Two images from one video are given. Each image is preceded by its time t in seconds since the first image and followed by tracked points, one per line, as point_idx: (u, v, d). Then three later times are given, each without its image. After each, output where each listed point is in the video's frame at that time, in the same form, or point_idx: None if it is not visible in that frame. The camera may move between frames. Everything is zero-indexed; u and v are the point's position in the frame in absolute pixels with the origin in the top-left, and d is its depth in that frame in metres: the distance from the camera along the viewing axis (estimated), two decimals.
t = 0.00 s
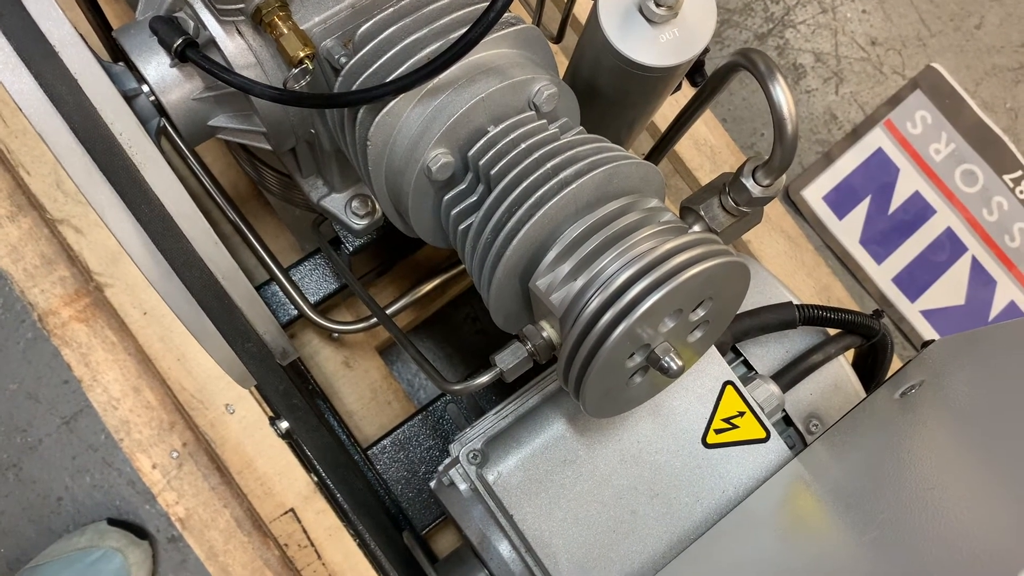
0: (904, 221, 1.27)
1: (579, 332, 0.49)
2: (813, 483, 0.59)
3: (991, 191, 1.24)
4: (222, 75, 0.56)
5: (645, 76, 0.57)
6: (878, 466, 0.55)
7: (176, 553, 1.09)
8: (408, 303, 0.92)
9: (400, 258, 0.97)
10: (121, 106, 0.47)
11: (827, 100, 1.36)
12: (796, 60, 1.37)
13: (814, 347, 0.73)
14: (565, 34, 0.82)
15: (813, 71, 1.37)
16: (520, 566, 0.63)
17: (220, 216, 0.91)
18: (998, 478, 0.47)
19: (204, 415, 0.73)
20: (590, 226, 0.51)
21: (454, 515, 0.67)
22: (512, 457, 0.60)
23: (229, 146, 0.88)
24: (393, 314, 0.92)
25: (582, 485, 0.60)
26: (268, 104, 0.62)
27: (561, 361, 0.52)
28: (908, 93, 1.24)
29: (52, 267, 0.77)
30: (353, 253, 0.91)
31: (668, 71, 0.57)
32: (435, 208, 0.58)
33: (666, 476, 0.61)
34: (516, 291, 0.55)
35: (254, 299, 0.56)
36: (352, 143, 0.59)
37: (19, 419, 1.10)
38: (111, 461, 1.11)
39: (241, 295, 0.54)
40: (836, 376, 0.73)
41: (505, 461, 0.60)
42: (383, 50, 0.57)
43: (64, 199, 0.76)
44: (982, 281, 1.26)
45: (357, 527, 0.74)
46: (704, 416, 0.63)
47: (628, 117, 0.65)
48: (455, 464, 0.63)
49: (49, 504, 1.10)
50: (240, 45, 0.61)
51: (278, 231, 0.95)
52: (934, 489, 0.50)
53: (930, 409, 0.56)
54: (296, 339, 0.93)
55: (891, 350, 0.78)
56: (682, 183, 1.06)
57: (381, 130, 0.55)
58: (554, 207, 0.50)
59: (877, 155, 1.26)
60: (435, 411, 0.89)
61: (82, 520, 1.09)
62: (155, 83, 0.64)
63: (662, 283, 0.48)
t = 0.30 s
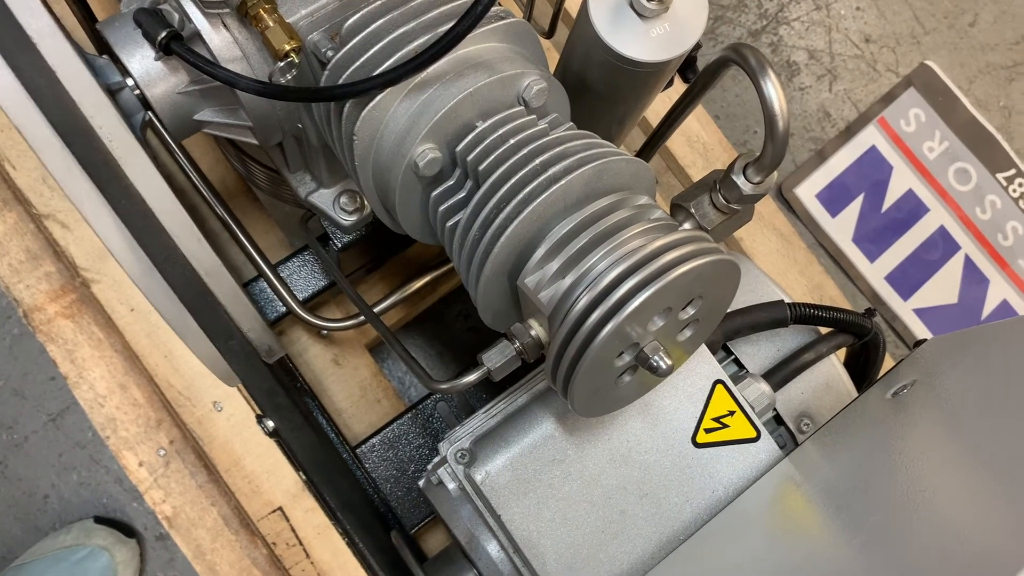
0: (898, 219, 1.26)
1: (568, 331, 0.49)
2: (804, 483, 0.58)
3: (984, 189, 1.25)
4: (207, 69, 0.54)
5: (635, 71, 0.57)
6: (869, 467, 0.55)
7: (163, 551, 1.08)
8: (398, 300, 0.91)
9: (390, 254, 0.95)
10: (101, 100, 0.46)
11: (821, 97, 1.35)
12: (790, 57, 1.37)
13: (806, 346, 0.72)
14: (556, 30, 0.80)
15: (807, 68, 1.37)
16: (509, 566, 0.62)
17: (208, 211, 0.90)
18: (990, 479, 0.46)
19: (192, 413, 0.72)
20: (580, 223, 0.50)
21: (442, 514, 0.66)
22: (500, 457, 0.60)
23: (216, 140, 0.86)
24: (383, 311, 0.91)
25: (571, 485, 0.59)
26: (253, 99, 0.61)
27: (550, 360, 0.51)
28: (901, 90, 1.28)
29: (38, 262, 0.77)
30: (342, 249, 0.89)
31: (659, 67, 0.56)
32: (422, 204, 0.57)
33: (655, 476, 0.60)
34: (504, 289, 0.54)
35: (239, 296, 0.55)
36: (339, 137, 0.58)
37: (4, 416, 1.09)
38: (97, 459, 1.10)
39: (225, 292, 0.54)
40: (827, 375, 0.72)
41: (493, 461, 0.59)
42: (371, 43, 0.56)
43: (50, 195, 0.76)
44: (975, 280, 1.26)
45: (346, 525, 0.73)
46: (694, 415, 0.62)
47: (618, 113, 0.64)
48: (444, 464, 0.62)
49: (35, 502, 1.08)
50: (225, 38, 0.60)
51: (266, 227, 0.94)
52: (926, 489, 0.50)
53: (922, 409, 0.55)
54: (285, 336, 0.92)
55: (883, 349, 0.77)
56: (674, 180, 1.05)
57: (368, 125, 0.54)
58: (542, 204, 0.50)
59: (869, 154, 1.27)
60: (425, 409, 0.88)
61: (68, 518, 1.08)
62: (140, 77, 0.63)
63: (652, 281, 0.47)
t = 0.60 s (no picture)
0: (890, 213, 1.26)
1: (549, 324, 0.48)
2: (791, 477, 0.58)
3: (976, 183, 1.23)
4: (185, 59, 0.53)
5: (621, 60, 0.56)
6: (857, 460, 0.54)
7: (150, 550, 1.07)
8: (384, 295, 0.90)
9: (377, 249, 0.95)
10: (71, 89, 0.44)
11: (813, 90, 1.34)
12: (782, 50, 1.36)
13: (795, 340, 0.72)
14: (541, 20, 0.79)
15: (799, 61, 1.36)
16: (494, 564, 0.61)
17: (191, 206, 0.88)
18: (979, 472, 0.46)
19: (176, 410, 0.71)
20: (561, 215, 0.49)
21: (427, 511, 0.66)
22: (484, 453, 0.59)
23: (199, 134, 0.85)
24: (369, 306, 0.90)
25: (556, 481, 0.58)
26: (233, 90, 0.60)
27: (531, 353, 0.50)
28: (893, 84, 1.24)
29: (20, 258, 0.76)
30: (326, 244, 0.89)
31: (643, 56, 0.55)
32: (403, 196, 0.56)
33: (641, 471, 0.60)
34: (486, 281, 0.53)
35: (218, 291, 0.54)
36: (319, 128, 0.57)
37: None
38: (83, 457, 1.09)
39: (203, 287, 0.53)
40: (816, 369, 0.71)
41: (476, 457, 0.59)
42: (351, 32, 0.55)
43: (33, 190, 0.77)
44: (968, 274, 1.25)
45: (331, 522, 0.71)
46: (680, 410, 0.62)
47: (604, 104, 0.63)
48: (428, 460, 0.61)
49: (19, 500, 1.07)
50: (204, 28, 0.59)
51: (251, 222, 0.93)
52: (914, 483, 0.49)
53: (911, 402, 0.54)
54: (270, 332, 0.91)
55: (873, 343, 0.77)
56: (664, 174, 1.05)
57: (347, 116, 0.53)
58: (524, 194, 0.49)
59: (862, 147, 1.26)
60: (411, 406, 0.87)
61: (53, 517, 1.06)
62: (117, 68, 0.61)
63: (634, 273, 0.46)
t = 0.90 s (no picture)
0: (888, 204, 1.25)
1: (537, 311, 0.47)
2: (786, 465, 0.57)
3: (975, 172, 1.24)
4: (168, 48, 0.52)
5: (611, 45, 0.55)
6: (852, 447, 0.54)
7: (145, 548, 1.06)
8: (378, 289, 0.89)
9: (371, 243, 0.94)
10: (50, 78, 0.43)
11: (810, 81, 1.33)
12: (778, 41, 1.35)
13: (790, 329, 0.71)
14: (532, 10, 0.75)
15: (795, 52, 1.35)
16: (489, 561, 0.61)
17: (184, 202, 0.88)
18: (976, 458, 0.45)
19: (170, 407, 0.70)
20: (549, 201, 0.49)
21: (420, 507, 0.64)
22: (475, 445, 0.58)
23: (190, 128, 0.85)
24: (363, 301, 0.90)
25: (548, 473, 0.58)
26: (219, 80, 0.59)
27: (520, 342, 0.50)
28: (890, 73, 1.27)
29: (9, 256, 0.73)
30: (318, 238, 0.88)
31: (632, 40, 0.54)
32: (390, 185, 0.56)
33: (634, 462, 0.59)
34: (474, 270, 0.53)
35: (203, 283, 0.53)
36: (304, 118, 0.56)
37: None
38: (77, 455, 1.08)
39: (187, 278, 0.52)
40: (812, 358, 0.71)
41: (467, 449, 0.58)
42: (336, 19, 0.54)
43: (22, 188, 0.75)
44: (967, 264, 1.24)
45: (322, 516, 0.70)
46: (674, 400, 0.61)
47: (594, 91, 0.63)
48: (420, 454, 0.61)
49: (14, 499, 1.06)
50: (189, 18, 0.58)
51: (244, 217, 0.92)
52: (909, 469, 0.48)
53: (906, 388, 0.54)
54: (264, 328, 0.90)
55: (869, 331, 0.76)
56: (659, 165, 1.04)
57: (332, 104, 0.52)
58: (510, 181, 0.48)
59: (859, 138, 1.26)
60: (406, 401, 0.86)
61: (48, 516, 1.06)
62: (101, 60, 0.60)
63: (622, 258, 0.45)
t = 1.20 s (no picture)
0: (892, 198, 1.24)
1: (533, 305, 0.47)
2: (788, 460, 0.56)
3: (980, 166, 1.23)
4: (161, 45, 0.52)
5: (608, 38, 0.55)
6: (855, 441, 0.53)
7: (148, 550, 1.06)
8: (378, 288, 0.89)
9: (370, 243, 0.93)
10: (40, 72, 0.43)
11: (812, 76, 1.33)
12: (779, 36, 1.34)
13: (792, 323, 0.70)
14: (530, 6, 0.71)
15: (797, 47, 1.34)
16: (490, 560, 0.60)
17: (183, 201, 0.87)
18: (978, 449, 0.45)
19: (170, 407, 0.68)
20: (544, 194, 0.48)
21: (421, 505, 0.64)
22: (474, 442, 0.58)
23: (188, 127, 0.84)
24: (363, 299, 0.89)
25: (547, 469, 0.57)
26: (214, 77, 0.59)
27: (517, 337, 0.49)
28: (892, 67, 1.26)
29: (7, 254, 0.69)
30: (316, 237, 0.87)
31: (629, 32, 0.54)
32: (386, 181, 0.55)
33: (635, 458, 0.58)
34: (470, 264, 0.52)
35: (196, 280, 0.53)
36: (298, 113, 0.55)
37: None
38: (79, 457, 1.08)
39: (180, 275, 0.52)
40: (815, 353, 0.70)
41: (466, 446, 0.58)
42: (329, 14, 0.53)
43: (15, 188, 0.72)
44: (973, 259, 1.23)
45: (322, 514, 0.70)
46: (674, 395, 0.61)
47: (591, 85, 0.62)
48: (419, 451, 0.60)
49: (16, 502, 1.07)
50: (183, 15, 0.58)
51: (243, 216, 0.92)
52: (912, 462, 0.48)
53: (910, 381, 0.53)
54: (264, 328, 0.90)
55: (872, 325, 0.76)
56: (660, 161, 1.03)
57: (326, 99, 0.52)
58: (505, 174, 0.48)
59: (863, 133, 1.25)
60: (406, 400, 0.86)
61: (50, 518, 1.06)
62: (96, 58, 0.60)
63: (619, 251, 0.45)
